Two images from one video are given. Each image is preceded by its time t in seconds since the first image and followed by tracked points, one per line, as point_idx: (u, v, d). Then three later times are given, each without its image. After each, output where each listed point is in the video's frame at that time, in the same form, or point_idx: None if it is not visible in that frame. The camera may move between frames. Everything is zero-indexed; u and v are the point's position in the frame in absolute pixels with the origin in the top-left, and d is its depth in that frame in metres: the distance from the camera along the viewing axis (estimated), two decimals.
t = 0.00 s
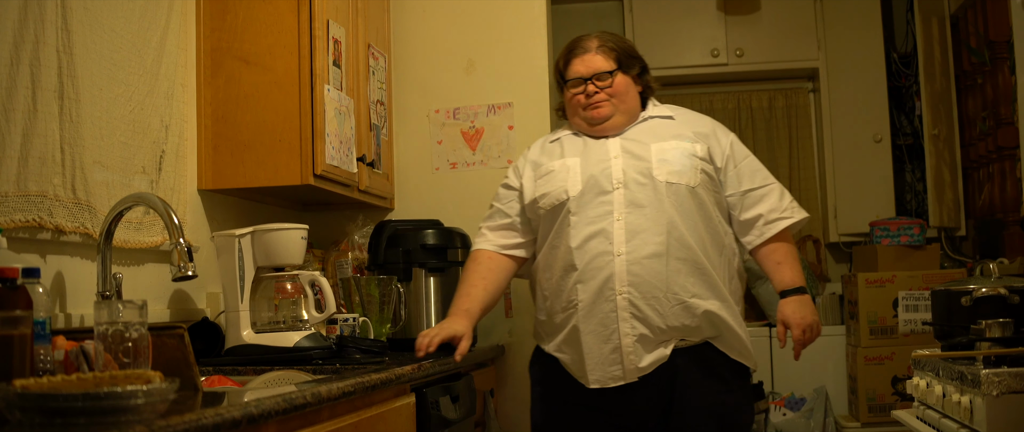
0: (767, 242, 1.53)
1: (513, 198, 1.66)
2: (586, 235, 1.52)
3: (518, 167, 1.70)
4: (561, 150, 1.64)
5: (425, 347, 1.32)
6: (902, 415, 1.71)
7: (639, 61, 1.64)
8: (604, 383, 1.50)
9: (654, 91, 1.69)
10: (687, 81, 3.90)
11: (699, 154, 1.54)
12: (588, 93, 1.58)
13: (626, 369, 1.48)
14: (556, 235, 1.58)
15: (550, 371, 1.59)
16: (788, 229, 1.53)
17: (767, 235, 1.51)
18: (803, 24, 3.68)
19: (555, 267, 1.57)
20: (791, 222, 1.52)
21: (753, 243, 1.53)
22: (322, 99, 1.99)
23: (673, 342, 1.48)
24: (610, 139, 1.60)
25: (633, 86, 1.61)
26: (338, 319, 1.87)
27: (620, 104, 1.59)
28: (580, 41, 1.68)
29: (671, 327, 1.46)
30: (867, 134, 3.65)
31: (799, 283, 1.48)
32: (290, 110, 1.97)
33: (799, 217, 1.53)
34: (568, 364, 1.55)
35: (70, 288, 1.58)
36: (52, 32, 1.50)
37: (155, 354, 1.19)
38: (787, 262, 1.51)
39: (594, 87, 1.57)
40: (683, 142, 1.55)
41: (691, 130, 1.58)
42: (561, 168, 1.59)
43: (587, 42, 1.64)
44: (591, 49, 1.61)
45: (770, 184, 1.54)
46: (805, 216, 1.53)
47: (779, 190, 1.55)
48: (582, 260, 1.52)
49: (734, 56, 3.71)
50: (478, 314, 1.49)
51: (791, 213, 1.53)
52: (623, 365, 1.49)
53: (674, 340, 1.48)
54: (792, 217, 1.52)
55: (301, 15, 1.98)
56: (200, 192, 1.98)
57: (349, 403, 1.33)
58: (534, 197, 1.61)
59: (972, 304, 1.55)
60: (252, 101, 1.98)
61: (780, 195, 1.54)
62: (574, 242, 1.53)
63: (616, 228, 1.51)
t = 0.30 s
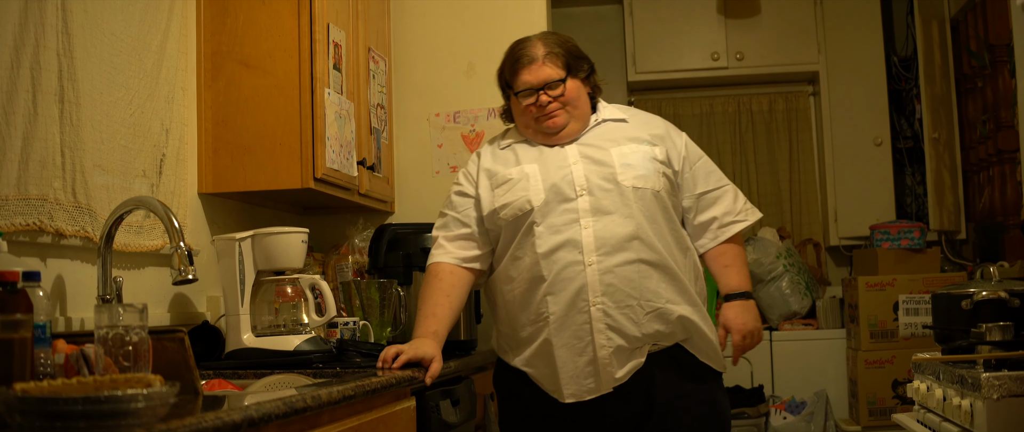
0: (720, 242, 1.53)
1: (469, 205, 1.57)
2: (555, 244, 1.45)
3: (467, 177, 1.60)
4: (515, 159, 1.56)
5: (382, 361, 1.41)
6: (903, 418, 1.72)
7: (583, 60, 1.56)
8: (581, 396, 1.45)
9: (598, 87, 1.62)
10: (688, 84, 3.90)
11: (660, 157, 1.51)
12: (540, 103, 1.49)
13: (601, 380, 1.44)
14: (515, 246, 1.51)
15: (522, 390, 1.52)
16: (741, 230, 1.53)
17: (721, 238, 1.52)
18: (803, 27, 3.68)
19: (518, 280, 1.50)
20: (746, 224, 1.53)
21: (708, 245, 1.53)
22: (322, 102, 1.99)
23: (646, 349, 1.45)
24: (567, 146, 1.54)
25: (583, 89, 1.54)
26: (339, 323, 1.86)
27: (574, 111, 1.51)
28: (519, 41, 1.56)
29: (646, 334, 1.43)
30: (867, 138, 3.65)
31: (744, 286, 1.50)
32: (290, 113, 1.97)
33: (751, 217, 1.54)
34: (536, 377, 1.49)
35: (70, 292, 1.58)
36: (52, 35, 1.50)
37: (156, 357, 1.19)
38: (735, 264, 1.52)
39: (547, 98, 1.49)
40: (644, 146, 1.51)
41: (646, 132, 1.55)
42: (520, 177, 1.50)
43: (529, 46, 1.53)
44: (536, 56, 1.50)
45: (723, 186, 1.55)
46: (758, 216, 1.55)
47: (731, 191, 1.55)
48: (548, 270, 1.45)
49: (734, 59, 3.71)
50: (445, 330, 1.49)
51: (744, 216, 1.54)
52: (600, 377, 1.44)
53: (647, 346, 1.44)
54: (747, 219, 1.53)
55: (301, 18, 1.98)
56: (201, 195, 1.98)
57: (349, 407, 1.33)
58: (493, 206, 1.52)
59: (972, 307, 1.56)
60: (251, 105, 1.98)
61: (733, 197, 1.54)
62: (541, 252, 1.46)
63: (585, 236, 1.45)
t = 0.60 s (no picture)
0: (692, 255, 1.52)
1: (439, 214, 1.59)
2: (525, 261, 1.44)
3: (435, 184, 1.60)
4: (482, 168, 1.55)
5: (382, 365, 1.42)
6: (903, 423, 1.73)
7: (547, 64, 1.50)
8: (562, 411, 1.48)
9: (564, 85, 1.58)
10: (689, 89, 3.90)
11: (629, 170, 1.49)
12: (508, 122, 1.44)
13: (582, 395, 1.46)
14: (482, 259, 1.50)
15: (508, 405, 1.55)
16: (714, 243, 1.52)
17: (692, 251, 1.51)
18: (804, 32, 3.69)
19: (494, 296, 1.50)
20: (718, 238, 1.51)
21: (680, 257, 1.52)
22: (323, 107, 1.99)
23: (624, 361, 1.46)
24: (537, 160, 1.52)
25: (550, 98, 1.50)
26: (340, 327, 1.85)
27: (542, 125, 1.48)
28: (479, 51, 1.49)
29: (625, 346, 1.44)
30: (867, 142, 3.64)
31: (718, 307, 1.49)
32: (290, 118, 1.97)
33: (726, 230, 1.52)
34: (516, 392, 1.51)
35: (70, 296, 1.58)
36: (53, 40, 1.50)
37: (156, 362, 1.19)
38: (710, 282, 1.51)
39: (514, 116, 1.44)
40: (614, 159, 1.49)
41: (616, 144, 1.53)
42: (486, 192, 1.49)
43: (490, 58, 1.46)
44: (499, 72, 1.43)
45: (696, 198, 1.53)
46: (732, 227, 1.53)
47: (704, 202, 1.53)
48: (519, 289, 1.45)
49: (734, 64, 3.72)
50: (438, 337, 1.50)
51: (717, 228, 1.52)
52: (580, 391, 1.46)
53: (626, 356, 1.46)
54: (720, 233, 1.52)
55: (301, 23, 1.98)
56: (202, 200, 1.98)
57: (349, 411, 1.32)
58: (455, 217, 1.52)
59: (972, 312, 1.57)
60: (252, 110, 1.98)
61: (705, 209, 1.52)
62: (513, 270, 1.45)
63: (556, 253, 1.44)
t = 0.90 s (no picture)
0: (654, 269, 1.38)
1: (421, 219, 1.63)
2: (492, 274, 1.43)
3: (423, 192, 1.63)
4: (460, 178, 1.55)
5: (381, 371, 1.46)
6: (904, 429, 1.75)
7: (526, 73, 1.47)
8: (535, 423, 1.47)
9: (545, 92, 1.53)
10: (690, 93, 3.90)
11: (591, 183, 1.43)
12: (489, 137, 1.42)
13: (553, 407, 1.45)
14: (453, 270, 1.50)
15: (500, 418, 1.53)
16: (669, 261, 1.36)
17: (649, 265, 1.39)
18: (805, 37, 3.70)
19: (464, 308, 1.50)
20: (672, 256, 1.36)
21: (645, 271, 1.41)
22: (323, 112, 1.99)
23: (595, 374, 1.43)
24: (515, 171, 1.49)
25: (530, 108, 1.46)
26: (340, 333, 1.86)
27: (523, 138, 1.45)
28: (456, 64, 1.46)
29: (594, 359, 1.41)
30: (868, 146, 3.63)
31: (685, 327, 1.32)
32: (291, 123, 1.97)
33: (685, 247, 1.37)
34: (492, 405, 1.52)
35: (72, 301, 1.58)
36: (55, 45, 1.51)
37: (157, 367, 1.18)
38: (677, 299, 1.34)
39: (492, 130, 1.41)
40: (578, 171, 1.44)
41: (582, 153, 1.46)
42: (458, 203, 1.50)
43: (466, 71, 1.43)
44: (476, 86, 1.40)
45: (654, 212, 1.39)
46: (689, 244, 1.37)
47: (665, 217, 1.39)
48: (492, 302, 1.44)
49: (735, 69, 3.72)
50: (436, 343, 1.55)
51: (674, 244, 1.37)
52: (551, 403, 1.45)
53: (597, 368, 1.43)
54: (672, 251, 1.36)
55: (302, 28, 1.98)
56: (203, 205, 1.98)
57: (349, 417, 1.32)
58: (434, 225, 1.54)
59: (973, 317, 1.57)
60: (252, 115, 1.98)
61: (661, 224, 1.38)
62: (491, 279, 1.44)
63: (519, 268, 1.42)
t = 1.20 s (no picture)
0: (619, 279, 1.34)
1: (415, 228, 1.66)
2: (478, 287, 1.45)
3: (425, 196, 1.64)
4: (455, 184, 1.56)
5: (383, 376, 1.47)
6: None
7: (521, 79, 1.45)
8: None
9: (541, 97, 1.52)
10: (692, 99, 3.90)
11: (572, 195, 1.42)
12: (480, 145, 1.42)
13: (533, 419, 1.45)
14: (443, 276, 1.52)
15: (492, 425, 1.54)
16: (635, 271, 1.32)
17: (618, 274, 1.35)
18: (807, 44, 3.72)
19: (455, 316, 1.51)
20: (638, 268, 1.32)
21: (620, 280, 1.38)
22: (325, 117, 1.99)
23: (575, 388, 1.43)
24: (507, 180, 1.49)
25: (524, 115, 1.46)
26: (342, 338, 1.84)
27: (516, 146, 1.45)
28: (451, 69, 1.45)
29: (571, 374, 1.41)
30: (869, 151, 3.63)
31: (624, 340, 1.29)
32: (293, 128, 1.97)
33: (656, 262, 1.33)
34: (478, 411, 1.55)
35: (74, 306, 1.58)
36: (56, 51, 1.51)
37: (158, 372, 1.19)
38: (626, 310, 1.31)
39: (484, 138, 1.41)
40: (559, 183, 1.43)
41: (566, 163, 1.45)
42: (452, 210, 1.51)
43: (460, 77, 1.42)
44: (468, 93, 1.39)
45: (631, 223, 1.36)
46: (655, 259, 1.33)
47: (642, 228, 1.35)
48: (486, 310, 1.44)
49: (736, 74, 3.73)
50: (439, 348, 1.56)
51: (639, 255, 1.33)
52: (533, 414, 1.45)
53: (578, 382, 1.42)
54: (639, 262, 1.32)
55: (304, 33, 1.98)
56: (204, 210, 1.98)
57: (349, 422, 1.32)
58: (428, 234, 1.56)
59: (975, 321, 1.57)
60: (254, 120, 1.98)
61: (634, 236, 1.35)
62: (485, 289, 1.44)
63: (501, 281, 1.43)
